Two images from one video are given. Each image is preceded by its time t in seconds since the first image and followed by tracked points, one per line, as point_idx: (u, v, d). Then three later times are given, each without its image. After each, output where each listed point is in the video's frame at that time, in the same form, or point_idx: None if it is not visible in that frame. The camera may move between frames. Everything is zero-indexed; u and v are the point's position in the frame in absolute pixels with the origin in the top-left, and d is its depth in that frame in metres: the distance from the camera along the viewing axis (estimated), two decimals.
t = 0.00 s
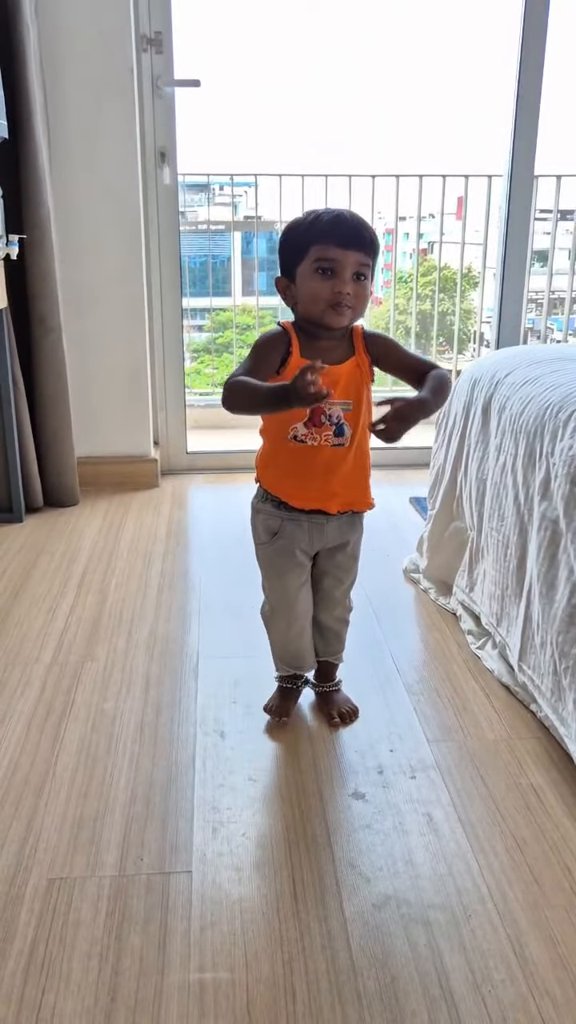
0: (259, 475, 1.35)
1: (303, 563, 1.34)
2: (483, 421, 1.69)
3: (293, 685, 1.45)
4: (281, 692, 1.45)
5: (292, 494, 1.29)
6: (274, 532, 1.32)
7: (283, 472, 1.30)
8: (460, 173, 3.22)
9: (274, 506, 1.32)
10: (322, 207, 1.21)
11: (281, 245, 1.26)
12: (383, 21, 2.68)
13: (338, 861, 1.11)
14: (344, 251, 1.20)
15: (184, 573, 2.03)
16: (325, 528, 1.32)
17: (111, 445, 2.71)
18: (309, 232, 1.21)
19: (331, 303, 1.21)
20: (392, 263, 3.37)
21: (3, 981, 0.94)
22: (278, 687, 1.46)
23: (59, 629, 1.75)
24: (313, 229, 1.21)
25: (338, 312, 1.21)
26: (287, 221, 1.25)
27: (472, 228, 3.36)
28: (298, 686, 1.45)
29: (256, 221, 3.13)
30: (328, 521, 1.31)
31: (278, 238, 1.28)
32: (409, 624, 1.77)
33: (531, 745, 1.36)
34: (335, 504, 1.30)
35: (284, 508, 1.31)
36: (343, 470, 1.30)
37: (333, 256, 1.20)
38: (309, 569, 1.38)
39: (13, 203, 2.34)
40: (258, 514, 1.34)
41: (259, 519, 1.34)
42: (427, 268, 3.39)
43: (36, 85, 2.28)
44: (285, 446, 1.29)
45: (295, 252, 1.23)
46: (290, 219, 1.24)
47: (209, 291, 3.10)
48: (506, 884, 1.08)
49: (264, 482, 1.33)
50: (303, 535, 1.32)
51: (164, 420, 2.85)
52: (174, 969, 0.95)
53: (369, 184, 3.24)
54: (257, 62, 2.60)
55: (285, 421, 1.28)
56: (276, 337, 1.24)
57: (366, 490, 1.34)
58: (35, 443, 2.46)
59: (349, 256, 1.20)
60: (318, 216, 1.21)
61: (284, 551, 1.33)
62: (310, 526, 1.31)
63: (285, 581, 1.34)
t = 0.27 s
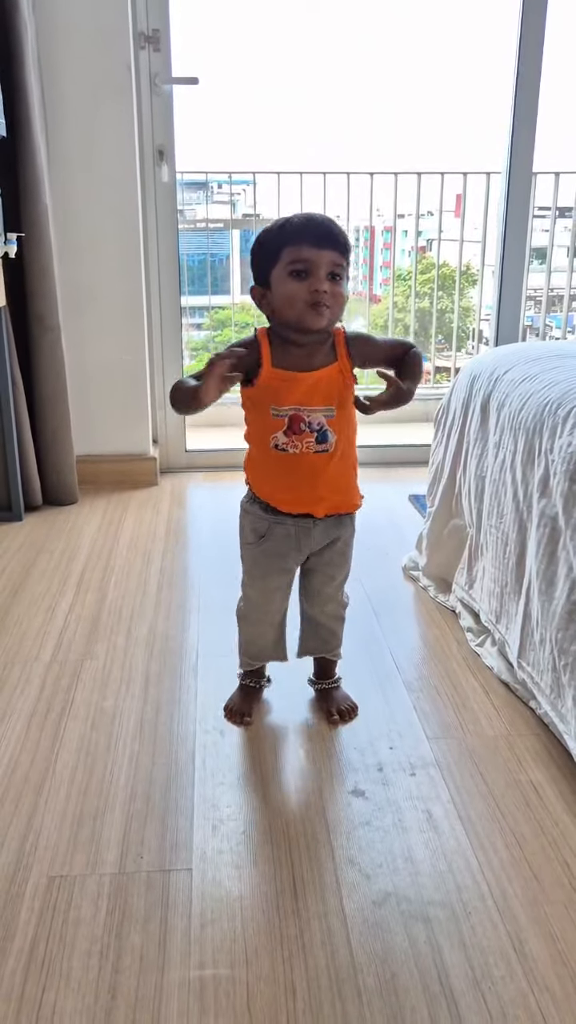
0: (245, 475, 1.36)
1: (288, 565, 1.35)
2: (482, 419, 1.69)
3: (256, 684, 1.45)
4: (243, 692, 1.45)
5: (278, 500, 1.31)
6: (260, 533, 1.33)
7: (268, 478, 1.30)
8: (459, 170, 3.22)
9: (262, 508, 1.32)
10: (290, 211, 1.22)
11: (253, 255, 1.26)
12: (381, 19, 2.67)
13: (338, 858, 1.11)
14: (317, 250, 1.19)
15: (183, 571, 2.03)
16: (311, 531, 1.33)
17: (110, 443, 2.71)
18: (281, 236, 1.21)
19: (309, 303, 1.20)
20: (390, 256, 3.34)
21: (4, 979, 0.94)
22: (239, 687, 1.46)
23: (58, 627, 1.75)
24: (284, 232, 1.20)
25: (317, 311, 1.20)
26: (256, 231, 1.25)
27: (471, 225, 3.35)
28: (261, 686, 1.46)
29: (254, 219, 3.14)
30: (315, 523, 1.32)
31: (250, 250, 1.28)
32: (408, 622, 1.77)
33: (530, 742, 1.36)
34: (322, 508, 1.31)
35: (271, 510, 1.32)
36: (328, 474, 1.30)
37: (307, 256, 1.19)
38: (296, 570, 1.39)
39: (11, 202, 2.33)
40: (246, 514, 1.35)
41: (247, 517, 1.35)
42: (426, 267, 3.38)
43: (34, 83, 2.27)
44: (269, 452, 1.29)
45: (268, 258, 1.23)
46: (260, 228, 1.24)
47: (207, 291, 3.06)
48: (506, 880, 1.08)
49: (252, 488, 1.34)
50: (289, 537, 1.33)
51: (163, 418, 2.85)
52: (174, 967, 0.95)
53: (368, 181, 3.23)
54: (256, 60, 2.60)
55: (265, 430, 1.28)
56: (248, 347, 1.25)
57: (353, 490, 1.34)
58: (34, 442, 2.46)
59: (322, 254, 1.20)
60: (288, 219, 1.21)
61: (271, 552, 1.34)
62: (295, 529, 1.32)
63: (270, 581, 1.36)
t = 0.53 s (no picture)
0: (229, 471, 1.36)
1: (274, 566, 1.36)
2: (482, 417, 1.69)
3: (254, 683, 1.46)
4: (241, 691, 1.45)
5: (265, 491, 1.30)
6: (245, 538, 1.34)
7: (255, 470, 1.30)
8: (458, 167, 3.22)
9: (246, 512, 1.32)
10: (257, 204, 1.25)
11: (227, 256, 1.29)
12: (380, 17, 2.67)
13: (338, 855, 1.11)
14: (285, 232, 1.21)
15: (183, 569, 2.03)
16: (297, 535, 1.33)
17: (109, 442, 2.71)
18: (250, 228, 1.24)
19: (282, 286, 1.21)
20: (389, 259, 3.36)
21: (5, 977, 0.94)
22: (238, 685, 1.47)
23: (58, 625, 1.75)
24: (253, 222, 1.23)
25: (293, 291, 1.21)
26: (227, 232, 1.28)
27: (469, 223, 3.35)
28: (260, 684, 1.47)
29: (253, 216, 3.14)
30: (300, 525, 1.33)
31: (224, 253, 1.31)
32: (408, 620, 1.77)
33: (530, 739, 1.36)
34: (312, 498, 1.31)
35: (255, 513, 1.32)
36: (316, 463, 1.30)
37: (275, 240, 1.21)
38: (281, 573, 1.39)
39: (10, 200, 2.33)
40: (228, 518, 1.34)
41: (230, 521, 1.34)
42: (425, 263, 3.39)
43: (32, 81, 2.27)
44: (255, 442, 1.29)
45: (240, 250, 1.25)
46: (230, 227, 1.27)
47: (205, 290, 3.04)
48: (506, 877, 1.08)
49: (236, 484, 1.34)
50: (275, 541, 1.33)
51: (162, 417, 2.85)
52: (175, 964, 0.95)
53: (366, 179, 3.23)
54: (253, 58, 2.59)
55: (248, 419, 1.28)
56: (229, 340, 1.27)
57: (337, 482, 1.34)
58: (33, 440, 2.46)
59: (291, 237, 1.22)
60: (255, 211, 1.24)
61: (256, 556, 1.34)
62: (281, 533, 1.32)
63: (255, 584, 1.37)
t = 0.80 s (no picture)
0: (235, 464, 1.36)
1: (278, 564, 1.36)
2: (480, 414, 1.68)
3: (253, 681, 1.46)
4: (240, 689, 1.46)
5: (272, 477, 1.30)
6: (250, 535, 1.34)
7: (261, 456, 1.30)
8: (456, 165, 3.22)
9: (252, 509, 1.32)
10: (268, 197, 1.23)
11: (235, 240, 1.28)
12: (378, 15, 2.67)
13: (337, 853, 1.11)
14: (293, 237, 1.21)
15: (182, 567, 2.03)
16: (302, 531, 1.33)
17: (108, 440, 2.71)
18: (258, 224, 1.23)
19: (284, 291, 1.22)
20: (387, 255, 3.35)
21: (5, 975, 0.94)
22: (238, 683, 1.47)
23: (57, 623, 1.75)
24: (262, 219, 1.22)
25: (295, 299, 1.23)
26: (237, 215, 1.27)
27: (468, 221, 3.35)
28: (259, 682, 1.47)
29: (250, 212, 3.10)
30: (306, 520, 1.33)
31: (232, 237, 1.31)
32: (407, 617, 1.77)
33: (530, 736, 1.36)
34: (318, 482, 1.31)
35: (261, 510, 1.32)
36: (321, 445, 1.30)
37: (282, 244, 1.21)
38: (285, 570, 1.40)
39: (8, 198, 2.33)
40: (233, 515, 1.35)
41: (235, 519, 1.34)
42: (424, 261, 3.38)
43: (30, 78, 2.26)
44: (261, 427, 1.29)
45: (247, 244, 1.25)
46: (240, 214, 1.26)
47: (204, 289, 3.10)
48: (506, 874, 1.08)
49: (241, 469, 1.33)
50: (280, 539, 1.33)
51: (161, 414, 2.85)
52: (175, 961, 0.95)
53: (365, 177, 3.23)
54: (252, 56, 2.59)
55: (253, 400, 1.28)
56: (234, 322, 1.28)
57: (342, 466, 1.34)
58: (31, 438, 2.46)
59: (298, 242, 1.21)
60: (265, 206, 1.23)
61: (261, 554, 1.35)
62: (286, 529, 1.33)
63: (260, 582, 1.37)
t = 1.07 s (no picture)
0: (249, 457, 1.35)
1: (290, 558, 1.36)
2: (479, 412, 1.68)
3: (253, 677, 1.47)
4: (241, 685, 1.46)
5: (288, 466, 1.30)
6: (262, 530, 1.33)
7: (278, 445, 1.29)
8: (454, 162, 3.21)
9: (265, 502, 1.32)
10: (291, 199, 1.22)
11: (256, 234, 1.27)
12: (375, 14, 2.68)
13: (337, 850, 1.11)
14: (314, 247, 1.21)
15: (181, 565, 2.03)
16: (314, 526, 1.33)
17: (106, 438, 2.71)
18: (280, 228, 1.22)
19: (302, 299, 1.23)
20: (386, 253, 3.35)
21: (4, 972, 0.94)
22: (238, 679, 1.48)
23: (56, 621, 1.75)
24: (284, 224, 1.21)
25: (313, 306, 1.24)
26: (259, 210, 1.25)
27: (466, 218, 3.35)
28: (258, 679, 1.47)
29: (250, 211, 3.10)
30: (318, 514, 1.33)
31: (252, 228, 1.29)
32: (405, 615, 1.77)
33: (528, 733, 1.36)
34: (333, 472, 1.31)
35: (275, 502, 1.32)
36: (337, 435, 1.30)
37: (303, 253, 1.21)
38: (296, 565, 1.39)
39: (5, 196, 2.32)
40: (246, 508, 1.35)
41: (247, 512, 1.35)
42: (422, 260, 3.35)
43: (27, 76, 2.26)
44: (279, 415, 1.28)
45: (267, 245, 1.25)
46: (263, 211, 1.24)
47: (203, 283, 3.08)
48: (504, 871, 1.08)
49: (256, 460, 1.33)
50: (292, 533, 1.33)
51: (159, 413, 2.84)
52: (174, 958, 0.95)
53: (363, 174, 3.22)
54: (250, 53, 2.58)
55: (271, 388, 1.28)
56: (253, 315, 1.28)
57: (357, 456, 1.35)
58: (30, 437, 2.46)
59: (319, 253, 1.21)
60: (288, 210, 1.21)
61: (273, 549, 1.34)
62: (298, 524, 1.32)
63: (272, 576, 1.37)
